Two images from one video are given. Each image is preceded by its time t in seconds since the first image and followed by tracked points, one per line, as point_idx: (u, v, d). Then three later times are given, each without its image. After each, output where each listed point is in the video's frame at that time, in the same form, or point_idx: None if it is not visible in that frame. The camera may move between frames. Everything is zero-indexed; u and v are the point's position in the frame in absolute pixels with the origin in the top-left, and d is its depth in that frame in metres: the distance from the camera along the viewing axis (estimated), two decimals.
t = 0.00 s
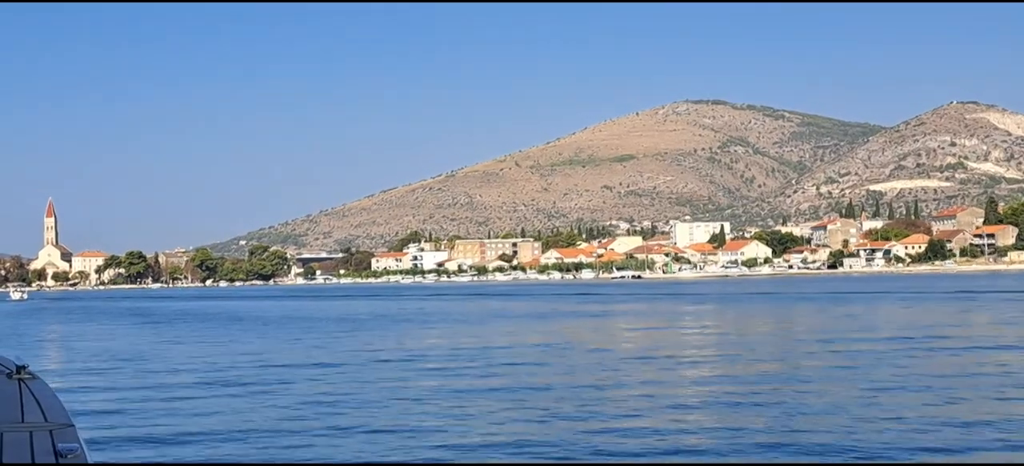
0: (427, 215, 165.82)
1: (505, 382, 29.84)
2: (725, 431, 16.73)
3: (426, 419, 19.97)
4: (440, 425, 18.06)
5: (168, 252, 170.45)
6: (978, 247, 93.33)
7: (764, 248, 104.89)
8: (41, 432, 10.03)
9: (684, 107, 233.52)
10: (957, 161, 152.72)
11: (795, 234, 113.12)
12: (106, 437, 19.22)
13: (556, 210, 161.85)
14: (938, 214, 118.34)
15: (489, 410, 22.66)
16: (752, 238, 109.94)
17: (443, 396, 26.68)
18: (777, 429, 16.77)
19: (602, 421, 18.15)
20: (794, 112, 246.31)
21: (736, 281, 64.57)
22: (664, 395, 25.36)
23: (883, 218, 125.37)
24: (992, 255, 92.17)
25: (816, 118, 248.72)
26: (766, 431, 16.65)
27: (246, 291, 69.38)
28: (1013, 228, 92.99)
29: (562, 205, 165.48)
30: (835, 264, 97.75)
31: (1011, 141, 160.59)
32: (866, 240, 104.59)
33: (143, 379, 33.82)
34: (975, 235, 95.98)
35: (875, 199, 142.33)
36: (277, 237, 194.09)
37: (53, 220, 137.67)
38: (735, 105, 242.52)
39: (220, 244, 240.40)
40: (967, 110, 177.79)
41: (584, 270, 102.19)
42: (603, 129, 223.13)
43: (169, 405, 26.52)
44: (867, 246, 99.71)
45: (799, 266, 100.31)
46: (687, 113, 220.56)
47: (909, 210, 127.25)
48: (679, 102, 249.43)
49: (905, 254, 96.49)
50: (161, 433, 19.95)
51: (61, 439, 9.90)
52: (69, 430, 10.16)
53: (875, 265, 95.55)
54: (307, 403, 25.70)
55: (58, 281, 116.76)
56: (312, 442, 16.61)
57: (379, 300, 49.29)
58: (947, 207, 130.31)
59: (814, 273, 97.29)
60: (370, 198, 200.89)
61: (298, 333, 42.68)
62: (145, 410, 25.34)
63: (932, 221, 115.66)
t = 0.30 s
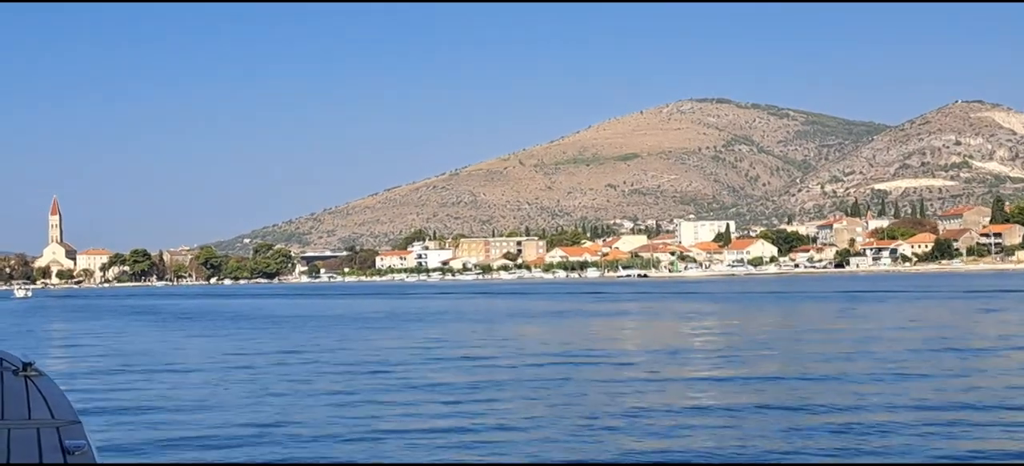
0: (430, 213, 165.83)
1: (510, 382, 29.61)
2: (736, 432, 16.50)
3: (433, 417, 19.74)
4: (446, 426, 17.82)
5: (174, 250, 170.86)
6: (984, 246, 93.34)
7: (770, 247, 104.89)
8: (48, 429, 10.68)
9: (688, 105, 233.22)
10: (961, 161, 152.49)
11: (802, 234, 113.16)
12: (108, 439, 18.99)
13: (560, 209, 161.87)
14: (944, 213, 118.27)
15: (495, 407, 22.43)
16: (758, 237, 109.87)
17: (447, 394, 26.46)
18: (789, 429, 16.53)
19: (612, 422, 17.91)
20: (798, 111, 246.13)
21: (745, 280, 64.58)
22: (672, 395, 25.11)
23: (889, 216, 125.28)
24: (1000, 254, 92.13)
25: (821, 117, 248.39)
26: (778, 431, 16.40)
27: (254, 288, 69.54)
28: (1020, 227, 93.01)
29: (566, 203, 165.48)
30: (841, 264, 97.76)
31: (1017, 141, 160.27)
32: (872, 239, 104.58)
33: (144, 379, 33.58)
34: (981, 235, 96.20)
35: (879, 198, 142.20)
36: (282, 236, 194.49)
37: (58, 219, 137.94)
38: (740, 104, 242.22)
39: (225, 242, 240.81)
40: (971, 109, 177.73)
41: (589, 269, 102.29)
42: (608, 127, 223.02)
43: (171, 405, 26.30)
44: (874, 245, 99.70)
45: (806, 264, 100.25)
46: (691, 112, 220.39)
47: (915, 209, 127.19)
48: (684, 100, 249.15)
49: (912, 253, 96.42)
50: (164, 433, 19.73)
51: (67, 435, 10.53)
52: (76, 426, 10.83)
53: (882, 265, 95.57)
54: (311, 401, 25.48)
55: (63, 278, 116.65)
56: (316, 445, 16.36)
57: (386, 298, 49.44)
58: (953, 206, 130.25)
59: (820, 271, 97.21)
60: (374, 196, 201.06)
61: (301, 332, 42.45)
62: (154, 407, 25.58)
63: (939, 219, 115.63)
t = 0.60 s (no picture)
0: (434, 216, 165.74)
1: (514, 385, 29.62)
2: (739, 442, 16.53)
3: (438, 425, 19.69)
4: (449, 437, 17.82)
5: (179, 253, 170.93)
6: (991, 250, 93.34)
7: (776, 250, 104.92)
8: (53, 434, 11.26)
9: (693, 108, 233.25)
10: (966, 165, 152.32)
11: (807, 237, 113.15)
12: (112, 443, 19.01)
13: (564, 212, 161.79)
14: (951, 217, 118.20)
15: (501, 412, 22.42)
16: (763, 241, 109.79)
17: (449, 399, 26.52)
18: (789, 441, 16.69)
19: (616, 433, 17.95)
20: (802, 115, 246.04)
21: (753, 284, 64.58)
22: (674, 399, 25.17)
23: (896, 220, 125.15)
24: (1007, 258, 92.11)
25: (825, 120, 248.30)
26: (776, 441, 16.58)
27: (261, 292, 69.64)
28: None
29: (570, 206, 165.38)
30: (848, 267, 97.78)
31: (1022, 145, 160.02)
32: (878, 243, 104.56)
33: (146, 381, 33.62)
34: (988, 238, 96.09)
35: (883, 202, 142.09)
36: (286, 239, 194.54)
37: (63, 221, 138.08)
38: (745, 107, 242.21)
39: (228, 245, 241.09)
40: (976, 113, 177.22)
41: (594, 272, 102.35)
42: (612, 130, 223.04)
43: (174, 408, 26.36)
44: (879, 249, 99.80)
45: (811, 268, 100.29)
46: (695, 115, 220.40)
47: (921, 212, 127.09)
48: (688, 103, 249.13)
49: (917, 257, 96.50)
50: (170, 434, 19.76)
51: (73, 439, 11.13)
52: (80, 431, 11.41)
53: (889, 269, 95.56)
54: (313, 405, 25.49)
55: (67, 282, 116.78)
56: (318, 452, 16.40)
57: (390, 301, 49.59)
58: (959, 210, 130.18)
59: (826, 275, 97.10)
60: (377, 199, 201.08)
61: (303, 335, 42.46)
62: (158, 409, 25.81)
63: (946, 223, 115.65)
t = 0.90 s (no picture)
0: (438, 220, 165.83)
1: (521, 389, 29.71)
2: (747, 446, 16.68)
3: (448, 429, 19.77)
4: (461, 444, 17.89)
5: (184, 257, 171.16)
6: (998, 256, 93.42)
7: (781, 255, 105.05)
8: (58, 436, 11.84)
9: (697, 113, 233.01)
10: (971, 170, 152.08)
11: (812, 241, 113.16)
12: (123, 447, 19.08)
13: (567, 216, 161.86)
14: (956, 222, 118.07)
15: (510, 416, 22.47)
16: (769, 245, 109.72)
17: (458, 402, 26.60)
18: (788, 443, 16.98)
19: (625, 439, 18.00)
20: (806, 119, 245.97)
21: (761, 289, 64.69)
22: (681, 402, 25.33)
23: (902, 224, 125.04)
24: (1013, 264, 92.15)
25: (829, 124, 248.16)
26: (773, 444, 16.91)
27: (270, 295, 69.86)
28: None
29: (575, 211, 165.46)
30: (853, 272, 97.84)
31: None
32: (884, 247, 104.61)
33: (152, 384, 33.95)
34: (994, 242, 96.39)
35: (887, 206, 142.00)
36: (291, 243, 194.78)
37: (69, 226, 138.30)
38: (749, 111, 242.12)
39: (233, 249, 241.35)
40: (980, 117, 176.93)
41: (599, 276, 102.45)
42: (618, 134, 223.08)
43: (182, 411, 26.41)
44: (886, 253, 99.81)
45: (817, 273, 100.26)
46: (699, 119, 220.56)
47: (927, 217, 126.96)
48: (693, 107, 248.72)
49: (924, 261, 96.43)
50: (179, 439, 19.83)
51: (77, 442, 11.79)
52: (84, 434, 12.01)
53: (895, 274, 95.65)
54: (320, 410, 25.55)
55: (72, 286, 116.99)
56: (325, 456, 16.72)
57: (395, 305, 49.85)
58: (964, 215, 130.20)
59: (832, 279, 97.13)
60: (381, 203, 201.20)
61: (308, 339, 42.53)
62: (166, 413, 26.10)
63: (952, 228, 115.63)
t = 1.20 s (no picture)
0: (442, 225, 165.70)
1: (534, 395, 29.28)
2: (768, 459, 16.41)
3: (468, 436, 19.31)
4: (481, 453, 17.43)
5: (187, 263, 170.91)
6: (1004, 261, 93.31)
7: (787, 260, 105.00)
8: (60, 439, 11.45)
9: (700, 118, 232.68)
10: (975, 175, 151.87)
11: (818, 246, 112.95)
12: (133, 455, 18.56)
13: (571, 220, 161.73)
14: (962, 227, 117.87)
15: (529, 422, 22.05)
16: (774, 250, 109.59)
17: (469, 408, 26.31)
18: (810, 457, 16.68)
19: (651, 448, 17.54)
20: (810, 124, 245.70)
21: (772, 294, 64.37)
22: (696, 408, 25.05)
23: (907, 229, 124.89)
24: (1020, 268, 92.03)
25: (832, 129, 247.82)
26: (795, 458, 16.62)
27: (278, 300, 69.56)
28: None
29: (578, 215, 165.25)
30: (859, 277, 97.79)
31: None
32: (890, 252, 104.56)
33: (158, 389, 33.66)
34: (1001, 247, 96.66)
35: (891, 211, 141.93)
36: (294, 248, 194.54)
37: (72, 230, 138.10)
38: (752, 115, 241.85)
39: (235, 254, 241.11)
40: (985, 122, 176.81)
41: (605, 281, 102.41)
42: (621, 139, 222.86)
43: (188, 417, 25.98)
44: (892, 258, 99.68)
45: (824, 278, 100.04)
46: (702, 124, 220.42)
47: (932, 222, 126.78)
48: (698, 112, 248.31)
49: (931, 266, 96.35)
50: (191, 447, 19.37)
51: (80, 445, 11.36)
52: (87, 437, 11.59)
53: (902, 279, 95.69)
54: (333, 414, 25.07)
55: (75, 291, 116.74)
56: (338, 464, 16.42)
57: (402, 310, 49.55)
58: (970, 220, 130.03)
59: (839, 285, 97.05)
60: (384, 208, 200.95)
61: (314, 346, 42.08)
62: (174, 419, 25.82)
63: (958, 232, 115.51)
